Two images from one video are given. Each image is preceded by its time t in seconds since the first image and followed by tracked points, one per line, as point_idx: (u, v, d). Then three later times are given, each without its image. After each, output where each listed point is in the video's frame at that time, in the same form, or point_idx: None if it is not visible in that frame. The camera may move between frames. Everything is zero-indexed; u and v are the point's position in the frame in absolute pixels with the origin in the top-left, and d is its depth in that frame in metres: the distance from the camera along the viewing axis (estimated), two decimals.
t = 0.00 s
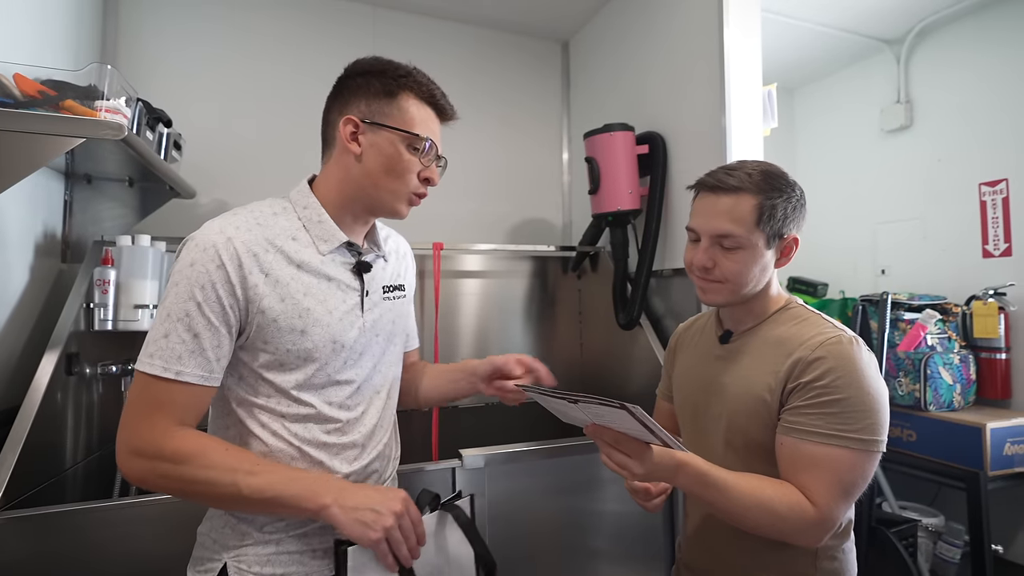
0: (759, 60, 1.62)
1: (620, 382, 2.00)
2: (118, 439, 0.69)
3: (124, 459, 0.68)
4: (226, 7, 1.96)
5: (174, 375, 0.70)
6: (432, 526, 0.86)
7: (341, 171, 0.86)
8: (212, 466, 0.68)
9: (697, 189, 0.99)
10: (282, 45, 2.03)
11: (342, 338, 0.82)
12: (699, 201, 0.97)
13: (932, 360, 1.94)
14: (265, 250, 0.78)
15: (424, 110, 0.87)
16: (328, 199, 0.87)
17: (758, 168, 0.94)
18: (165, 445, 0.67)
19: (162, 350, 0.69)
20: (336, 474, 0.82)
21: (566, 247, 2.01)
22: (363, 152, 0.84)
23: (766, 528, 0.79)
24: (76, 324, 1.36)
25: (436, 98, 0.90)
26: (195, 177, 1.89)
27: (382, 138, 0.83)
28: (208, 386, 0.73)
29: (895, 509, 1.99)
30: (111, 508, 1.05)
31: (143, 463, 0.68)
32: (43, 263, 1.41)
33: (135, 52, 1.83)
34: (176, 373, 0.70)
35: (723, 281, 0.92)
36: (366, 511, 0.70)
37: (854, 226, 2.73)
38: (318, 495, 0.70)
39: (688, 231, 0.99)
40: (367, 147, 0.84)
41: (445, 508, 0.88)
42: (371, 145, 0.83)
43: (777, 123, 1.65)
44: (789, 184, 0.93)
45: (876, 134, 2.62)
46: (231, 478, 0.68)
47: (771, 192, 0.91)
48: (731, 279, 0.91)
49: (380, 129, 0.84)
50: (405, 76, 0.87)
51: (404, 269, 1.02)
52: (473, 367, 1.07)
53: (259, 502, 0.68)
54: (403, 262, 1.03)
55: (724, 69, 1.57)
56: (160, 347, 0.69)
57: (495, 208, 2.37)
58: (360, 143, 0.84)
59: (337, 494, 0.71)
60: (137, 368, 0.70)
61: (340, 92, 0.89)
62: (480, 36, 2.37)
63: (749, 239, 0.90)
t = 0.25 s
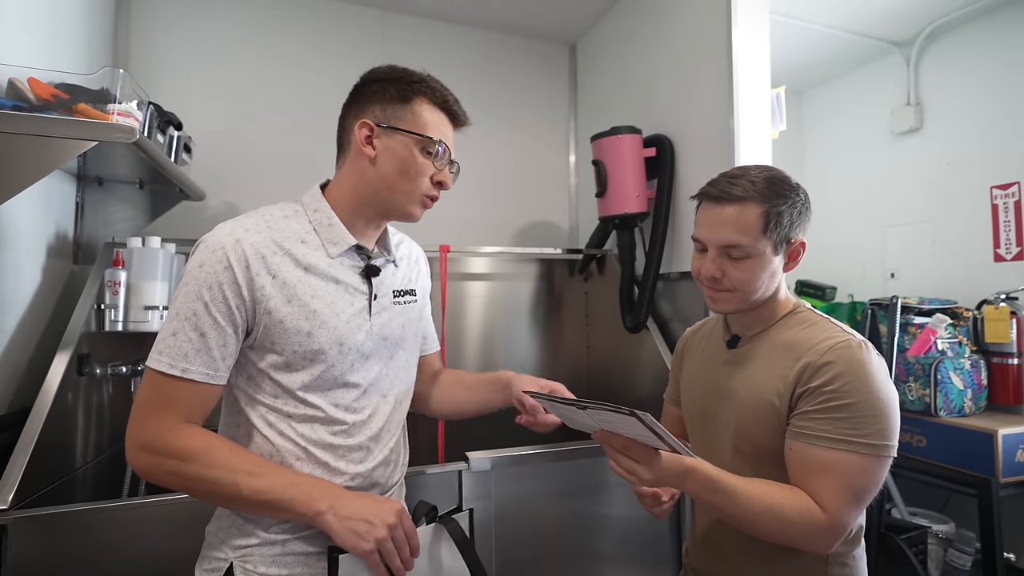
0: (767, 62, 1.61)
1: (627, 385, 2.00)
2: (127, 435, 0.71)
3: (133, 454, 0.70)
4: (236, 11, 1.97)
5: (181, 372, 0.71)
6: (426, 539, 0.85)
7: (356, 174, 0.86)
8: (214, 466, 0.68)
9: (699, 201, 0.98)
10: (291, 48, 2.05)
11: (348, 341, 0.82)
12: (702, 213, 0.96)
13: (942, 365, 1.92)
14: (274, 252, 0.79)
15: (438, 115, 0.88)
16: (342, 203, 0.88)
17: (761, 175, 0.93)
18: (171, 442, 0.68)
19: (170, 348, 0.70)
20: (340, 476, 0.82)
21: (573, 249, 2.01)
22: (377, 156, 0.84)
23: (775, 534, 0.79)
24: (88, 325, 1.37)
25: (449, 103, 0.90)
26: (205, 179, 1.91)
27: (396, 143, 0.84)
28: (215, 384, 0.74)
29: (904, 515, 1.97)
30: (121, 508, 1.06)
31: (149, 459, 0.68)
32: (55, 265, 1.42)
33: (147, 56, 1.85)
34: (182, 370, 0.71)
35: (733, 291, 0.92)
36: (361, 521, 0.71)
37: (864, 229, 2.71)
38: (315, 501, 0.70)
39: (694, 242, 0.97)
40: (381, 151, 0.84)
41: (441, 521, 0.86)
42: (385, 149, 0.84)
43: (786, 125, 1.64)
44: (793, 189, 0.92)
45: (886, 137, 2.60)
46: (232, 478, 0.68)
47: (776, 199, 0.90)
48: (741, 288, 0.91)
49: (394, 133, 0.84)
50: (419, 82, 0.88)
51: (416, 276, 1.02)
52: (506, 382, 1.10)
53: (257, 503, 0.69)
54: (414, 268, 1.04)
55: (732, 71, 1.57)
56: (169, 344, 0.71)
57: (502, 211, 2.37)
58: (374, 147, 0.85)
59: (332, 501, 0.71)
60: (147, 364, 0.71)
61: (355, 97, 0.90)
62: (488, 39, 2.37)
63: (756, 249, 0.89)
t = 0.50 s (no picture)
0: (774, 65, 1.60)
1: (632, 388, 1.99)
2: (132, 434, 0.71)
3: (138, 452, 0.70)
4: (245, 14, 1.99)
5: (187, 374, 0.71)
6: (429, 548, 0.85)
7: (364, 178, 0.87)
8: (216, 468, 0.68)
9: (704, 206, 0.98)
10: (298, 52, 2.06)
11: (355, 345, 0.82)
12: (707, 218, 0.96)
13: (950, 370, 1.90)
14: (282, 256, 0.79)
15: (447, 118, 0.88)
16: (351, 207, 0.88)
17: (765, 180, 0.92)
18: (176, 442, 0.69)
19: (177, 349, 0.71)
20: (343, 479, 0.82)
21: (578, 252, 2.00)
22: (385, 159, 0.85)
23: (781, 540, 0.78)
24: (95, 325, 1.38)
25: (458, 106, 0.90)
26: (212, 181, 1.92)
27: (404, 146, 0.84)
28: (221, 386, 0.74)
29: (912, 522, 1.95)
30: (126, 508, 1.06)
31: (154, 458, 0.69)
32: (63, 266, 1.43)
33: (156, 59, 1.87)
34: (189, 372, 0.71)
35: (738, 297, 0.91)
36: (358, 531, 0.70)
37: (871, 233, 2.69)
38: (313, 508, 0.70)
39: (699, 247, 0.97)
40: (390, 154, 0.84)
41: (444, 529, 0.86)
42: (393, 152, 0.84)
43: (792, 129, 1.63)
44: (797, 193, 0.91)
45: (894, 140, 2.59)
46: (233, 482, 0.68)
47: (780, 204, 0.89)
48: (746, 293, 0.90)
49: (401, 137, 0.85)
50: (427, 85, 0.88)
51: (425, 279, 1.02)
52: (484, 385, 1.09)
53: (257, 507, 0.69)
54: (424, 272, 1.04)
55: (738, 74, 1.56)
56: (176, 346, 0.71)
57: (508, 213, 2.37)
58: (382, 150, 0.85)
59: (331, 508, 0.71)
60: (155, 365, 0.72)
61: (364, 101, 0.91)
62: (494, 42, 2.38)
63: (760, 254, 0.89)
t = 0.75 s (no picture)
0: (778, 67, 1.60)
1: (634, 391, 1.98)
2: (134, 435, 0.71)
3: (142, 455, 0.70)
4: (249, 16, 2.00)
5: (190, 375, 0.71)
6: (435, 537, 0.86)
7: (368, 181, 0.87)
8: (223, 467, 0.69)
9: (707, 204, 0.98)
10: (303, 53, 2.07)
11: (357, 346, 0.82)
12: (710, 220, 0.95)
13: (955, 373, 1.89)
14: (285, 257, 0.79)
15: (456, 127, 0.88)
16: (352, 208, 0.88)
17: (768, 181, 0.92)
18: (180, 444, 0.69)
19: (180, 351, 0.71)
20: (346, 479, 0.82)
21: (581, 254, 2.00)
22: (391, 165, 0.85)
23: (785, 543, 0.78)
24: (99, 325, 1.38)
25: (469, 116, 0.90)
26: (216, 182, 1.93)
27: (411, 153, 0.84)
28: (223, 387, 0.74)
29: (916, 526, 1.94)
30: (129, 507, 1.07)
31: (158, 459, 0.69)
32: (68, 265, 1.44)
33: (161, 60, 1.88)
34: (192, 374, 0.71)
35: (741, 298, 0.91)
36: (371, 522, 0.71)
37: (875, 236, 2.68)
38: (322, 503, 0.70)
39: (702, 249, 0.97)
40: (396, 160, 0.84)
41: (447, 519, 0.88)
42: (400, 159, 0.84)
43: (796, 131, 1.63)
44: (801, 195, 0.91)
45: (898, 143, 2.58)
46: (239, 480, 0.69)
47: (783, 205, 0.89)
48: (749, 296, 0.90)
49: (409, 144, 0.84)
50: (439, 92, 0.88)
51: (425, 279, 1.02)
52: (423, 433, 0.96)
53: (264, 505, 0.69)
54: (425, 272, 1.04)
55: (742, 76, 1.56)
56: (179, 347, 0.71)
57: (511, 215, 2.37)
58: (389, 156, 0.85)
59: (340, 502, 0.71)
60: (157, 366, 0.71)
61: (374, 103, 0.91)
62: (498, 44, 2.39)
63: (763, 256, 0.89)
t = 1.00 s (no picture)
0: (781, 69, 1.60)
1: (636, 392, 1.98)
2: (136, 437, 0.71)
3: (143, 458, 0.70)
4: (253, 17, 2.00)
5: (192, 378, 0.71)
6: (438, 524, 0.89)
7: (370, 183, 0.87)
8: (224, 466, 0.69)
9: (710, 205, 0.98)
10: (306, 54, 2.08)
11: (358, 347, 0.82)
12: (712, 222, 0.95)
13: (958, 376, 1.88)
14: (285, 259, 0.80)
15: (460, 132, 0.88)
16: (352, 208, 0.88)
17: (771, 183, 0.92)
18: (182, 444, 0.69)
19: (182, 354, 0.71)
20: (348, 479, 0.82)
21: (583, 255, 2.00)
22: (395, 168, 0.85)
23: (786, 546, 0.78)
24: (103, 324, 1.39)
25: (474, 123, 0.91)
26: (220, 182, 1.93)
27: (415, 157, 0.84)
28: (225, 389, 0.74)
29: (919, 530, 1.93)
30: (132, 506, 1.07)
31: (160, 460, 0.69)
32: (72, 265, 1.45)
33: (166, 61, 1.88)
34: (194, 376, 0.71)
35: (744, 302, 0.91)
36: (375, 513, 0.72)
37: (878, 239, 2.68)
38: (326, 497, 0.70)
39: (704, 250, 0.97)
40: (400, 163, 0.85)
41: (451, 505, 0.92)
42: (404, 162, 0.85)
43: (799, 132, 1.63)
44: (803, 197, 0.91)
45: (901, 145, 2.57)
46: (242, 478, 0.69)
47: (786, 208, 0.89)
48: (751, 298, 0.90)
49: (413, 148, 0.85)
50: (445, 96, 0.88)
51: (426, 278, 1.03)
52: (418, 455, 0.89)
53: (267, 503, 0.69)
54: (424, 271, 1.04)
55: (745, 78, 1.56)
56: (181, 350, 0.71)
57: (513, 216, 2.37)
58: (393, 159, 0.85)
59: (343, 495, 0.72)
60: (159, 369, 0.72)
61: (380, 103, 0.91)
62: (501, 46, 2.39)
63: (765, 258, 0.88)
